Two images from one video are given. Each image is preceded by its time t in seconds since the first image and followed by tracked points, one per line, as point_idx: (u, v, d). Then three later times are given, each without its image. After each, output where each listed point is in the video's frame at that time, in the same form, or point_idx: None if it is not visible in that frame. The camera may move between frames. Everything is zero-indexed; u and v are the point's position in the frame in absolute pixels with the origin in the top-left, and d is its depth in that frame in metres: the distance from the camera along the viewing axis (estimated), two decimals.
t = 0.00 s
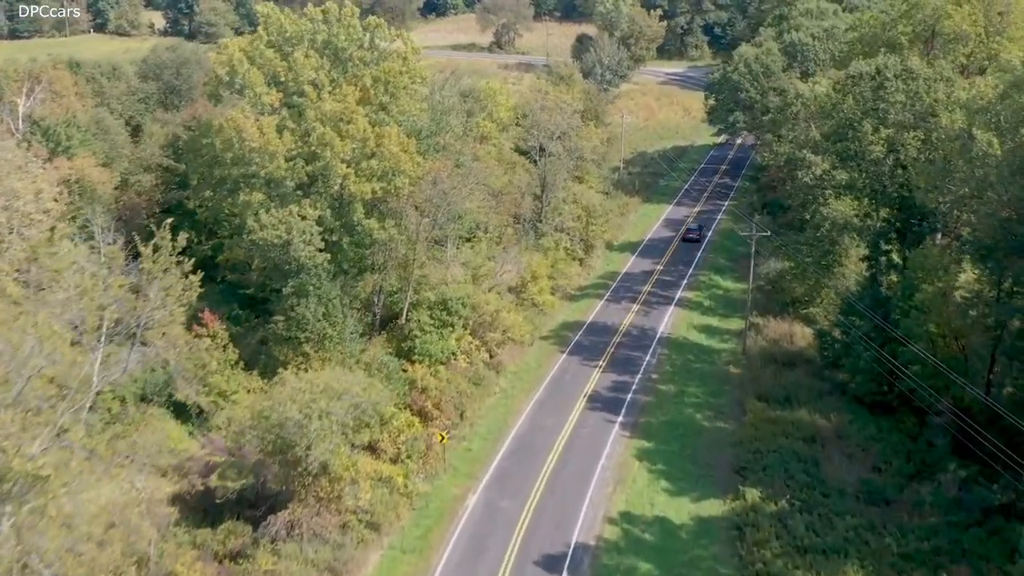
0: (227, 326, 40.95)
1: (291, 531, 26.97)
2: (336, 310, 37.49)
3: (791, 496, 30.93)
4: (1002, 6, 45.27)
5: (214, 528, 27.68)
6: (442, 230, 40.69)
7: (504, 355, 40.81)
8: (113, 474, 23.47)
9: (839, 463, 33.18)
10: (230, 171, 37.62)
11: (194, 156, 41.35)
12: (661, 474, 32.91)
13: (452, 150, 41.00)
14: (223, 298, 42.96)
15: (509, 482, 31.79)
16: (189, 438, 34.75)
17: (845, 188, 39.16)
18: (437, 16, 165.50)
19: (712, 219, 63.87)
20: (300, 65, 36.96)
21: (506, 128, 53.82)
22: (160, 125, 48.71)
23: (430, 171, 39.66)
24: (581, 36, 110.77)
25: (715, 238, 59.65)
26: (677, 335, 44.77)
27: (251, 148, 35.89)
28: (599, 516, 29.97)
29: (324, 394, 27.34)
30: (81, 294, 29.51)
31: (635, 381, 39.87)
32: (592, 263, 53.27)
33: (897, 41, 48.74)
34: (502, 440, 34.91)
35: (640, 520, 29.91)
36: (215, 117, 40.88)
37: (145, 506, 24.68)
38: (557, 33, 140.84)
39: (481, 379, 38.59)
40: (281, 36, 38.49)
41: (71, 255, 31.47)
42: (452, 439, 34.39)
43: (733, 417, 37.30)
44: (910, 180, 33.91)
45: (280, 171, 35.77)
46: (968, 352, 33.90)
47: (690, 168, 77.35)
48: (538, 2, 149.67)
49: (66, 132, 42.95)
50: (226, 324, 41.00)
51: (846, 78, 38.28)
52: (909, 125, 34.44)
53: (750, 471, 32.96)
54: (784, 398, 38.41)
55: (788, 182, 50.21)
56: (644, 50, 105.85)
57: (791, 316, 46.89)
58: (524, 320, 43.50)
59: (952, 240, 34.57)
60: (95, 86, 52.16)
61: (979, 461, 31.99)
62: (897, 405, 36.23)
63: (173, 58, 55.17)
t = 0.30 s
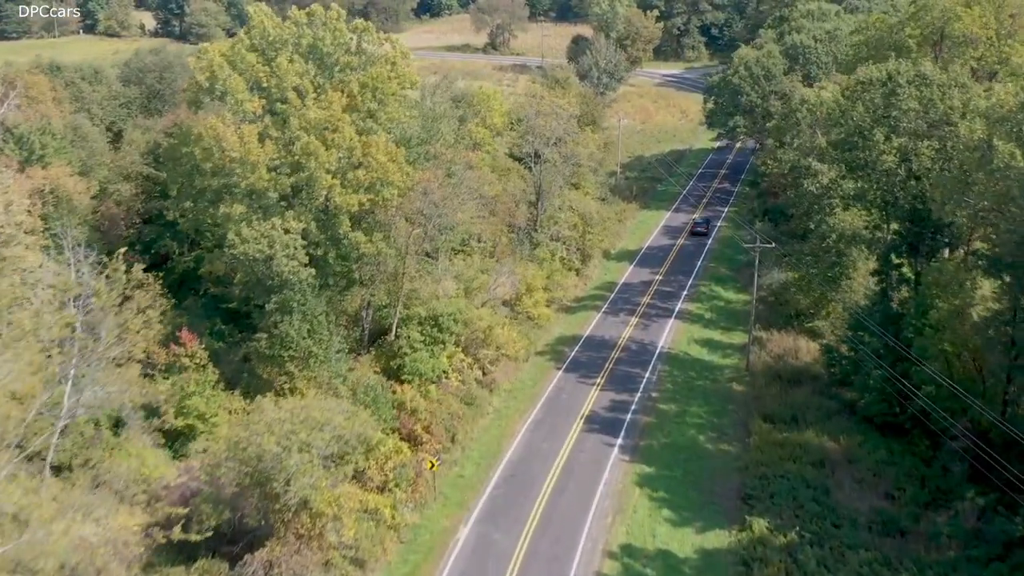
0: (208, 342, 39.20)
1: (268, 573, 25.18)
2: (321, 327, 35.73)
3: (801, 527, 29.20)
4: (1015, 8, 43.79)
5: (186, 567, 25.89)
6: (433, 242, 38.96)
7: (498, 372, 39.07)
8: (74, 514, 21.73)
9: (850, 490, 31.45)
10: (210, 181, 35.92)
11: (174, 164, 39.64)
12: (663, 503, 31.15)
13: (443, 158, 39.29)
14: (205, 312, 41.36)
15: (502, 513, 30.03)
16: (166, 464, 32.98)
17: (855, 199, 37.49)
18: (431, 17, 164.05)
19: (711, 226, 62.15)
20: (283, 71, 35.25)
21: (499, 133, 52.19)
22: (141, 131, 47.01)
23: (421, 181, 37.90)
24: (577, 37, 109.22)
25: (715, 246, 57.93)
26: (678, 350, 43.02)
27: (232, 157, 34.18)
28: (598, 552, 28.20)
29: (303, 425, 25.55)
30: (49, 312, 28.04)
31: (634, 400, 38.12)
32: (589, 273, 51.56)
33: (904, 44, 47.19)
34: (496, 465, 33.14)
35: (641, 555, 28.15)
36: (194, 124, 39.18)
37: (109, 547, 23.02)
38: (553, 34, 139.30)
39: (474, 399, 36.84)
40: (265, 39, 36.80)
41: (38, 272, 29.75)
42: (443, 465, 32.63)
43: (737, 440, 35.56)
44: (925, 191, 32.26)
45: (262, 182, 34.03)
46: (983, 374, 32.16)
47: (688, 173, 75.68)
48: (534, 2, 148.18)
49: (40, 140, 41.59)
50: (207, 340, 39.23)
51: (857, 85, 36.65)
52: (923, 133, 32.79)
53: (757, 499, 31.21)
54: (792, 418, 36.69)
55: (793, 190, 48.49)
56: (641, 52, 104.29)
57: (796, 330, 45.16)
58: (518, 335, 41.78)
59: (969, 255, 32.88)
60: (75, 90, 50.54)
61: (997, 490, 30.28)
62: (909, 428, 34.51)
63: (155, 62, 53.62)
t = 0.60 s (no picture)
0: (188, 360, 37.51)
1: None
2: (305, 346, 34.08)
3: (811, 562, 27.58)
4: None
5: None
6: (423, 256, 37.32)
7: (491, 391, 37.44)
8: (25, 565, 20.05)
9: (862, 520, 29.83)
10: (188, 193, 34.26)
11: (152, 175, 37.98)
12: (665, 535, 29.49)
13: (434, 168, 37.65)
14: (187, 329, 39.72)
15: (495, 547, 28.34)
16: (140, 493, 31.32)
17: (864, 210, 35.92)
18: (425, 18, 162.44)
19: (711, 234, 60.53)
20: (265, 77, 33.58)
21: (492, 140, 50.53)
22: (121, 139, 45.33)
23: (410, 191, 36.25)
24: (572, 39, 107.73)
25: (715, 255, 56.33)
26: (679, 366, 41.40)
27: (211, 169, 32.56)
28: None
29: (280, 460, 23.85)
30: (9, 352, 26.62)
31: (634, 420, 36.50)
32: (586, 283, 49.90)
33: (912, 48, 45.60)
34: (489, 492, 31.47)
35: None
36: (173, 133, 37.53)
37: None
38: (548, 35, 137.67)
39: (465, 420, 35.18)
40: (246, 44, 35.19)
41: None
42: (432, 494, 30.97)
43: (741, 464, 33.93)
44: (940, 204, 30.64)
45: (242, 194, 32.37)
46: (1002, 400, 30.50)
47: (686, 178, 74.07)
48: (528, 3, 146.70)
49: (12, 149, 39.91)
50: (187, 358, 37.53)
51: (866, 92, 35.04)
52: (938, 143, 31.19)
53: (763, 530, 29.56)
54: (798, 441, 35.08)
55: (796, 199, 46.90)
56: (637, 53, 102.74)
57: (800, 345, 43.54)
58: (512, 351, 40.14)
59: (984, 271, 31.30)
60: (53, 96, 48.88)
61: (1017, 522, 28.60)
62: (922, 451, 32.89)
63: (137, 67, 52.00)
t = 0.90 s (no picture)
0: (167, 379, 35.68)
1: None
2: (287, 367, 32.34)
3: None
4: None
5: None
6: (411, 271, 35.60)
7: (483, 413, 35.71)
8: None
9: (875, 553, 27.88)
10: (163, 207, 32.50)
11: (127, 186, 36.24)
12: (668, 571, 27.73)
13: (424, 178, 35.94)
14: (165, 347, 37.96)
15: None
16: (110, 525, 29.43)
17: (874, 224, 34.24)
18: (419, 19, 160.69)
19: (710, 242, 58.82)
20: (244, 82, 31.82)
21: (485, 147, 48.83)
22: (98, 146, 43.62)
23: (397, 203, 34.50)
24: (567, 40, 106.19)
25: (715, 264, 54.65)
26: (679, 384, 39.69)
27: (187, 180, 30.83)
28: None
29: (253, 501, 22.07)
30: None
31: (633, 444, 34.77)
32: (582, 295, 48.16)
33: (921, 51, 43.97)
34: (481, 524, 29.70)
35: None
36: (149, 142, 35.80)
37: None
38: (543, 36, 135.92)
39: (456, 445, 33.44)
40: (225, 49, 33.52)
41: None
42: (420, 526, 29.20)
43: (747, 492, 32.21)
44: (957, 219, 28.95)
45: (220, 209, 30.62)
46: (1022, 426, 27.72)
47: (684, 184, 72.39)
48: (523, 4, 145.20)
49: None
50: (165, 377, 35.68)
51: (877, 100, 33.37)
52: (954, 154, 29.51)
53: (772, 565, 27.81)
54: (806, 465, 33.37)
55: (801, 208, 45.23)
56: (633, 54, 101.12)
57: (806, 361, 41.81)
58: (506, 369, 38.41)
59: (1004, 289, 29.61)
60: (30, 101, 47.15)
61: None
62: (937, 478, 31.08)
63: (118, 71, 50.33)
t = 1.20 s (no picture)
0: (139, 404, 34.13)
1: None
2: (263, 395, 30.29)
3: None
4: None
5: None
6: (397, 290, 33.62)
7: (474, 440, 33.71)
8: None
9: None
10: (132, 226, 30.47)
11: (95, 201, 34.22)
12: None
13: (410, 191, 33.96)
14: (139, 372, 35.98)
15: None
16: (72, 567, 27.30)
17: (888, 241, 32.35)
18: (411, 20, 158.84)
19: (710, 252, 56.87)
20: (217, 92, 29.86)
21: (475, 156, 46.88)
22: (71, 156, 41.62)
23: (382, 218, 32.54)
24: (561, 41, 104.34)
25: (716, 276, 52.70)
26: (681, 407, 37.70)
27: (156, 198, 28.87)
28: None
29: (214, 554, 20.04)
30: None
31: (633, 473, 32.77)
32: (578, 310, 46.23)
33: (931, 56, 42.14)
34: (470, 565, 27.65)
35: None
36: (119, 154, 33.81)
37: None
38: (537, 38, 134.02)
39: (444, 476, 31.43)
40: (198, 56, 31.61)
41: None
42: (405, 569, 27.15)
43: (754, 527, 30.20)
44: (981, 238, 27.09)
45: (191, 228, 28.59)
46: None
47: (682, 190, 70.44)
48: (516, 4, 143.39)
49: None
50: (138, 401, 34.09)
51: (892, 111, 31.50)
52: (976, 168, 27.69)
53: None
54: (816, 497, 31.36)
55: (806, 220, 43.34)
56: (628, 56, 99.37)
57: (813, 381, 39.85)
58: (498, 393, 36.43)
59: None
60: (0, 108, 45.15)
61: None
62: (956, 513, 28.90)
63: (93, 76, 48.33)
